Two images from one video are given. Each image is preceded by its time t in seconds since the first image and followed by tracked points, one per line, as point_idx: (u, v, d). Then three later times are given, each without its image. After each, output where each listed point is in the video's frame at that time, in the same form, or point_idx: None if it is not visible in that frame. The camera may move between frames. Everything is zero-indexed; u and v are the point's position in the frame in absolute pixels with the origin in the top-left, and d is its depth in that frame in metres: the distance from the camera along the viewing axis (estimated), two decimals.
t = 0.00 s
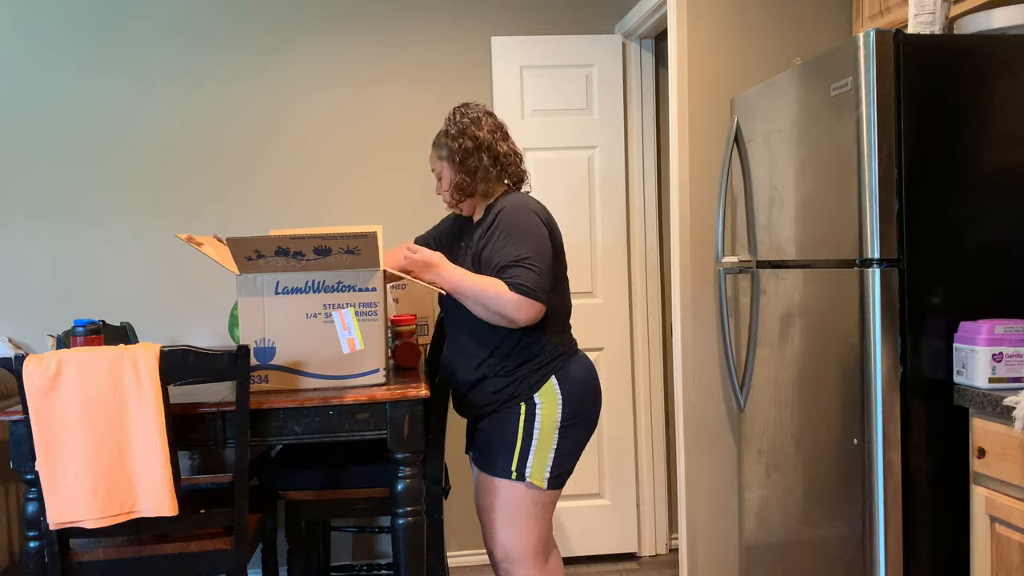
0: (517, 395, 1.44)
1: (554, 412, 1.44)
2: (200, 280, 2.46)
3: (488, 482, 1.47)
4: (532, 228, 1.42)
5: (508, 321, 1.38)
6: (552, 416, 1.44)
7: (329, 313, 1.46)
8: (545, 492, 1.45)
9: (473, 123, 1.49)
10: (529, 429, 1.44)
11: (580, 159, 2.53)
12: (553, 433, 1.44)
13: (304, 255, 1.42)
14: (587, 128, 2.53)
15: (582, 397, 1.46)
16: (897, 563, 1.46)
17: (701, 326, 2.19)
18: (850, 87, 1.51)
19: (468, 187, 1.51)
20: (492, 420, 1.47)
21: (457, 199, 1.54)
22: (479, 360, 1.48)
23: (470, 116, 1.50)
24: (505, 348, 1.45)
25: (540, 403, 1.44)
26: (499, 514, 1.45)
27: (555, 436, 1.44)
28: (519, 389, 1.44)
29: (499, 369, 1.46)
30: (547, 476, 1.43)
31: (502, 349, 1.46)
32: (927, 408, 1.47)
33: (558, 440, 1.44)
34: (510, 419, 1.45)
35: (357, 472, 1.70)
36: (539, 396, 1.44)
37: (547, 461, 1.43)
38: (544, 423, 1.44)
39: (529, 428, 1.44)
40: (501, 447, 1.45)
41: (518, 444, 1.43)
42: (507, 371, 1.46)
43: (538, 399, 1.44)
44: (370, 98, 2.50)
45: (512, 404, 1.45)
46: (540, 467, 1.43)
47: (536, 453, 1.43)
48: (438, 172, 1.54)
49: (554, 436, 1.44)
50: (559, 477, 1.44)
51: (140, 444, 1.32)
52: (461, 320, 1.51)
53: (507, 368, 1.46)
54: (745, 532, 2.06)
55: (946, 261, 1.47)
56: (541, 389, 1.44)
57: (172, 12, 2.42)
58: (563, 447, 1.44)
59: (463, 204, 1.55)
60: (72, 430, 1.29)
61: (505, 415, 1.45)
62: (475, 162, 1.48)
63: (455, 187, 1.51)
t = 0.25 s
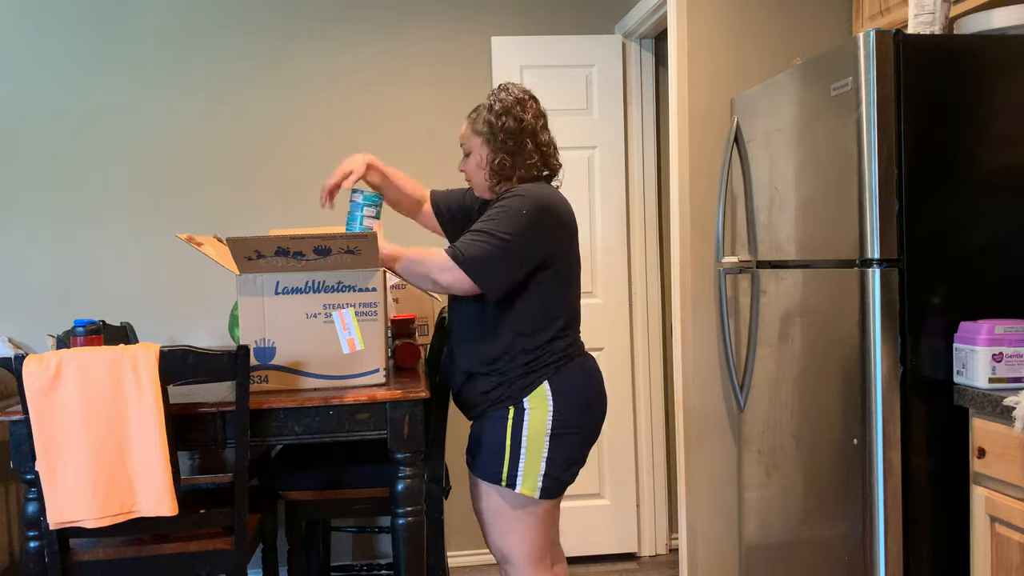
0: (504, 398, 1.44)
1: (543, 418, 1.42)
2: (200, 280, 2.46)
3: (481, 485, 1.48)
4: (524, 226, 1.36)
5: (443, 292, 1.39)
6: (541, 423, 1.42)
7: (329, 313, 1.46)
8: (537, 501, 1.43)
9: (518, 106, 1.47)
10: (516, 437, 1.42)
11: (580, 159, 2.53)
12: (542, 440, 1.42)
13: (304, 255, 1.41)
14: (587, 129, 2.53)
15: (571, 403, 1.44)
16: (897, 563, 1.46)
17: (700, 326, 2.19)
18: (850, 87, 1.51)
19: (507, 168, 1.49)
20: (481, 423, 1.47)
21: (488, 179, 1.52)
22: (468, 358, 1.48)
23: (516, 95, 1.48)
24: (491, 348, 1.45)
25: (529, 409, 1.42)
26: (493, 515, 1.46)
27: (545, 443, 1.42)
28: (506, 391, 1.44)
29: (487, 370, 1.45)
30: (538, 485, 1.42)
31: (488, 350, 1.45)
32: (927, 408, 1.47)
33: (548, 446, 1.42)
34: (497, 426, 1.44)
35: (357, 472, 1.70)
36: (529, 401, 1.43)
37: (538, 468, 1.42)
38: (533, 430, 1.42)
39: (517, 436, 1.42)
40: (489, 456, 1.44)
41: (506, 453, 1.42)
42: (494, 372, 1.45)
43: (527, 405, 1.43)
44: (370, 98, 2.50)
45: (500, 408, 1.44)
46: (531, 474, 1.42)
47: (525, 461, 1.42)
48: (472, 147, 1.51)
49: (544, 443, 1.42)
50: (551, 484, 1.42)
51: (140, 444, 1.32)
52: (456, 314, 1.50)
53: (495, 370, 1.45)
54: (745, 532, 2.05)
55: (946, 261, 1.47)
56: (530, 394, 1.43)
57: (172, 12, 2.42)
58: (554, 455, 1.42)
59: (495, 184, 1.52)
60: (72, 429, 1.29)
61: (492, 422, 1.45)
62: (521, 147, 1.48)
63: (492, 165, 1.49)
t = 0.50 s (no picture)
0: (491, 398, 1.44)
1: (529, 416, 1.41)
2: (201, 280, 2.46)
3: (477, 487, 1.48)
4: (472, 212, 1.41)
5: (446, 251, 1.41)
6: (528, 421, 1.41)
7: (330, 313, 1.46)
8: (531, 499, 1.43)
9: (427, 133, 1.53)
10: (503, 437, 1.42)
11: (579, 159, 2.53)
12: (531, 438, 1.42)
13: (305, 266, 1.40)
14: (587, 129, 2.53)
15: (564, 400, 1.43)
16: (897, 563, 1.46)
17: (700, 326, 2.19)
18: (850, 87, 1.51)
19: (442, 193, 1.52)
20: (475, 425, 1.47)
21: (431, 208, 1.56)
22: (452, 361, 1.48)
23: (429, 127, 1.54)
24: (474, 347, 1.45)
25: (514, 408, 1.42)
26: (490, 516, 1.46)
27: (534, 440, 1.41)
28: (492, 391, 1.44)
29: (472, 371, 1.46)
30: (530, 483, 1.41)
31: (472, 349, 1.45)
32: (927, 408, 1.47)
33: (537, 443, 1.41)
34: (487, 427, 1.44)
35: (357, 472, 1.70)
36: (513, 400, 1.42)
37: (529, 466, 1.41)
38: (520, 428, 1.42)
39: (506, 435, 1.42)
40: (481, 456, 1.44)
41: (496, 453, 1.42)
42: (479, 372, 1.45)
43: (512, 404, 1.42)
44: (370, 98, 2.50)
45: (489, 407, 1.44)
46: (522, 473, 1.41)
47: (515, 460, 1.41)
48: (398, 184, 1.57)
49: (532, 441, 1.41)
50: (542, 481, 1.42)
51: (140, 444, 1.32)
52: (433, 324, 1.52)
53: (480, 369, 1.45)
54: (745, 532, 2.05)
55: (946, 261, 1.47)
56: (515, 390, 1.42)
57: (172, 12, 2.42)
58: (543, 452, 1.41)
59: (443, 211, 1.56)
60: (72, 430, 1.29)
61: (484, 422, 1.45)
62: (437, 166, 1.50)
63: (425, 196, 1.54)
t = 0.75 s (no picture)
0: (501, 397, 1.43)
1: (540, 417, 1.42)
2: (200, 280, 2.46)
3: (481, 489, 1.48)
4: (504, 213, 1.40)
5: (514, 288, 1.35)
6: (539, 422, 1.42)
7: (329, 313, 1.46)
8: (539, 499, 1.43)
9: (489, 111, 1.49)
10: (515, 437, 1.42)
11: (579, 159, 2.53)
12: (541, 439, 1.43)
13: (304, 256, 1.42)
14: (587, 129, 2.53)
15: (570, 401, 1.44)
16: (897, 563, 1.46)
17: (700, 326, 2.19)
18: (850, 87, 1.51)
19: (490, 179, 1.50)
20: (482, 425, 1.46)
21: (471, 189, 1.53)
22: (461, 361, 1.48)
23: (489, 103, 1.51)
24: (488, 346, 1.45)
25: (526, 408, 1.42)
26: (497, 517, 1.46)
27: (544, 441, 1.42)
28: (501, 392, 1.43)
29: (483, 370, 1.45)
30: (539, 482, 1.42)
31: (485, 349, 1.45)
32: (927, 408, 1.47)
33: (547, 443, 1.42)
34: (496, 426, 1.43)
35: (357, 472, 1.70)
36: (525, 400, 1.43)
37: (539, 467, 1.42)
38: (531, 428, 1.42)
39: (516, 435, 1.42)
40: (489, 456, 1.43)
41: (506, 452, 1.42)
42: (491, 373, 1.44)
43: (524, 404, 1.42)
44: (370, 98, 2.50)
45: (497, 408, 1.44)
46: (532, 473, 1.42)
47: (525, 460, 1.42)
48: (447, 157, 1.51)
49: (543, 442, 1.42)
50: (552, 480, 1.43)
51: (140, 444, 1.32)
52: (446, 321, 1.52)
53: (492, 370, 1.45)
54: (745, 532, 2.05)
55: (946, 261, 1.47)
56: (526, 392, 1.42)
57: (172, 12, 2.42)
58: (553, 453, 1.42)
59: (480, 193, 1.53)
60: (72, 429, 1.29)
61: (491, 422, 1.44)
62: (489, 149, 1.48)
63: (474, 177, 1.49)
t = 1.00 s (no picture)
0: (493, 401, 1.43)
1: (532, 420, 1.41)
2: (201, 280, 2.46)
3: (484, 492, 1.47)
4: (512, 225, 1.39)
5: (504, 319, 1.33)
6: (531, 426, 1.41)
7: (329, 313, 1.46)
8: (535, 502, 1.42)
9: (530, 102, 1.46)
10: (506, 441, 1.41)
11: (580, 159, 2.53)
12: (534, 444, 1.41)
13: (304, 255, 1.42)
14: (587, 129, 2.53)
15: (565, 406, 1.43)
16: (897, 563, 1.46)
17: (700, 326, 2.19)
18: (850, 87, 1.51)
19: (521, 170, 1.45)
20: (475, 427, 1.46)
21: (501, 178, 1.47)
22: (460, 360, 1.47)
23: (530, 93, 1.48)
24: (486, 349, 1.44)
25: (517, 412, 1.41)
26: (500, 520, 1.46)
27: (537, 445, 1.41)
28: (494, 395, 1.43)
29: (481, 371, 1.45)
30: (534, 486, 1.41)
31: (482, 353, 1.45)
32: (927, 408, 1.47)
33: (540, 449, 1.41)
34: (488, 430, 1.43)
35: (357, 472, 1.71)
36: (517, 404, 1.42)
37: (531, 472, 1.41)
38: (523, 433, 1.41)
39: (508, 439, 1.41)
40: (483, 460, 1.43)
41: (499, 456, 1.41)
42: (485, 376, 1.45)
43: (516, 408, 1.42)
44: (370, 97, 2.50)
45: (489, 411, 1.44)
46: (524, 478, 1.41)
47: (518, 465, 1.41)
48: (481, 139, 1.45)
49: (536, 445, 1.41)
50: (546, 485, 1.41)
51: (140, 444, 1.32)
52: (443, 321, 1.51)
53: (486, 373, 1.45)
54: (745, 532, 2.05)
55: (946, 261, 1.47)
56: (519, 397, 1.42)
57: (172, 11, 2.42)
58: (547, 457, 1.41)
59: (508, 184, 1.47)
60: (72, 430, 1.29)
61: (483, 425, 1.44)
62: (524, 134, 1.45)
63: (508, 165, 1.45)
